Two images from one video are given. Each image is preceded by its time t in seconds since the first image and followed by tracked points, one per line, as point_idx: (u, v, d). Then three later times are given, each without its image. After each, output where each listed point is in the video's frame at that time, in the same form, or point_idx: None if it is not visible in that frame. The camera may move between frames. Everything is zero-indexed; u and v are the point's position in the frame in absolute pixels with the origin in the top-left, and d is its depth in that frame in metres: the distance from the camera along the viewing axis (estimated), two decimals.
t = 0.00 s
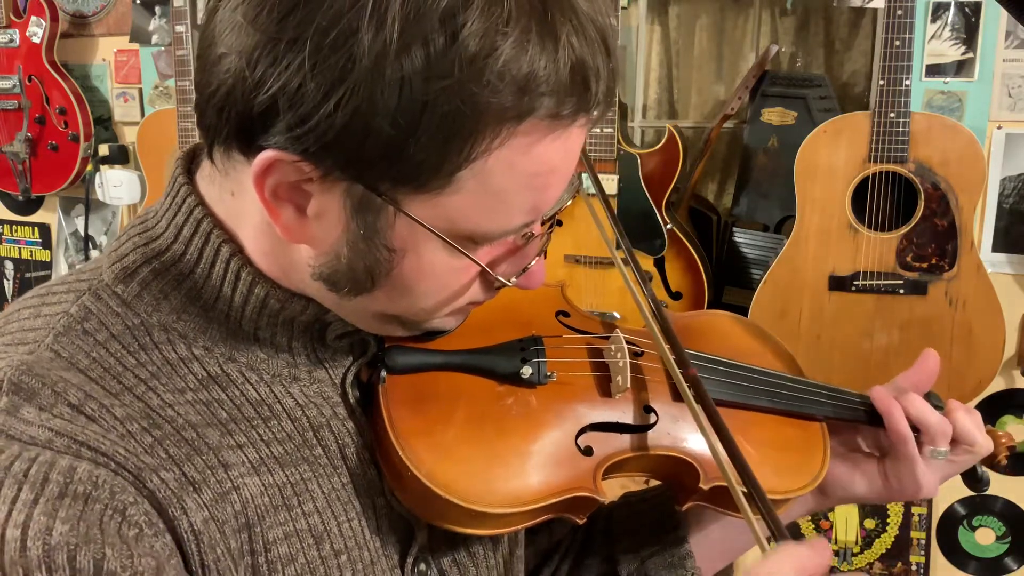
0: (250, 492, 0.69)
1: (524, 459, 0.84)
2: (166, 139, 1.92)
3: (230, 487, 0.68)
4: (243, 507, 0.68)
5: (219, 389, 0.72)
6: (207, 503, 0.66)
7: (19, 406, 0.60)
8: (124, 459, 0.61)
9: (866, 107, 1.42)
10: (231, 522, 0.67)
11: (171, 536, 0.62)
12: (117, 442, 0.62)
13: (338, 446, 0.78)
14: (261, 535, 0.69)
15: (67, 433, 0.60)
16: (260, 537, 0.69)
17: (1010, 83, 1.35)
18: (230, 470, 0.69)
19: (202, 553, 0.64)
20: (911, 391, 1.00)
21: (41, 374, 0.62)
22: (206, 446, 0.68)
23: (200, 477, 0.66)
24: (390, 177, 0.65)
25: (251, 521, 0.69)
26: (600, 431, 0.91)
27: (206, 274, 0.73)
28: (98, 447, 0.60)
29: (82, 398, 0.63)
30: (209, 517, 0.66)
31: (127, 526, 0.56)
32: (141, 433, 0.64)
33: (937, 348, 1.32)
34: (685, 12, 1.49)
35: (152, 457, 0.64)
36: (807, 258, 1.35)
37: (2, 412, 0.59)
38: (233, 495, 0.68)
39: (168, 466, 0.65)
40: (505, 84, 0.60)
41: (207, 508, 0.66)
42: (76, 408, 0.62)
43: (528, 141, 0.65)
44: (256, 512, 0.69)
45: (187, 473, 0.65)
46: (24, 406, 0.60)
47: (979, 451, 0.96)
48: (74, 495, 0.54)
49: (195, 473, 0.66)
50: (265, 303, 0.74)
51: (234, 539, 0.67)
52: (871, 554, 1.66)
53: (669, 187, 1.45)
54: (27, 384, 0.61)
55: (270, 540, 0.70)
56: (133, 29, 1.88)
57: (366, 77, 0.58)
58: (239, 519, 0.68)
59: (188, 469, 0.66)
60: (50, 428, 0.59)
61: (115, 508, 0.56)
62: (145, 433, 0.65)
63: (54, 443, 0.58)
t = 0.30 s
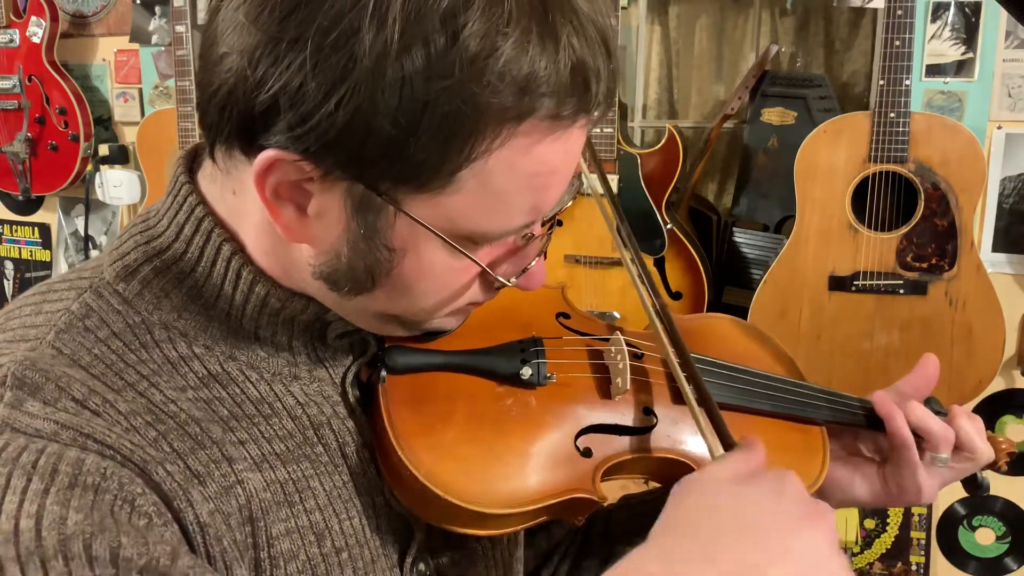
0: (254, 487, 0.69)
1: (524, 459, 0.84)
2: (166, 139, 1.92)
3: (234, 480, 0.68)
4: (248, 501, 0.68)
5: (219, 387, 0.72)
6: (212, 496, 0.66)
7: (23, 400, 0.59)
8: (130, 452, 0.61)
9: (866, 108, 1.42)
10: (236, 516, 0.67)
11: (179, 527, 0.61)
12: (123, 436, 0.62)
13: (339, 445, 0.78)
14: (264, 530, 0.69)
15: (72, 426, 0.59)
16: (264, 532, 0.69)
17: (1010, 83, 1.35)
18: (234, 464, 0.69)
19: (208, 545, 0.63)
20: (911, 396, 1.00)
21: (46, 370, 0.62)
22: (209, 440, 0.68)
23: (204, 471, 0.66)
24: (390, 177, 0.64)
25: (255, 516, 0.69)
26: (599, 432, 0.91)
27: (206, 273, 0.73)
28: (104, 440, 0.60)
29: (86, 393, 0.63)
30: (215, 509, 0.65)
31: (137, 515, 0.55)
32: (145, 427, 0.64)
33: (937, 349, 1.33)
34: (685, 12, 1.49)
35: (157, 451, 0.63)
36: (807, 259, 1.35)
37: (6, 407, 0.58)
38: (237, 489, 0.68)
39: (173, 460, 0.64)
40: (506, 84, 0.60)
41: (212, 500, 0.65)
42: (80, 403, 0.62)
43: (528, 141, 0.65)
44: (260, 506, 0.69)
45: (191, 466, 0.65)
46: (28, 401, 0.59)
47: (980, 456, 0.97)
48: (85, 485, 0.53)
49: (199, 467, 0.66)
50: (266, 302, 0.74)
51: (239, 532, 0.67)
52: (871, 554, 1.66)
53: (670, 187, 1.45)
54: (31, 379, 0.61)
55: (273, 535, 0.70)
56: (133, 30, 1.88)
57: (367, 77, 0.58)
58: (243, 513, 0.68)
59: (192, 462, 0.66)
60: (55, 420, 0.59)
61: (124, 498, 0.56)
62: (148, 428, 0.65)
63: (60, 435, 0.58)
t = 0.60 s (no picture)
0: (248, 489, 0.69)
1: (526, 456, 0.84)
2: (166, 139, 1.92)
3: (227, 485, 0.68)
4: (240, 505, 0.68)
5: (221, 384, 0.72)
6: (203, 502, 0.65)
7: (19, 400, 0.60)
8: (121, 458, 0.61)
9: (866, 107, 1.42)
10: (227, 521, 0.67)
11: (166, 538, 0.61)
12: (115, 441, 0.62)
13: (339, 443, 0.78)
14: (258, 533, 0.69)
15: (65, 430, 0.60)
16: (257, 535, 0.69)
17: (1010, 83, 1.35)
18: (227, 469, 0.68)
19: (196, 555, 0.64)
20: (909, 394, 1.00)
21: (44, 369, 0.63)
22: (205, 444, 0.68)
23: (198, 476, 0.66)
24: (393, 173, 0.64)
25: (248, 519, 0.69)
26: (600, 430, 0.90)
27: (210, 270, 0.72)
28: (96, 445, 0.60)
29: (83, 394, 0.63)
30: (204, 515, 0.65)
31: (118, 528, 0.56)
32: (141, 430, 0.64)
33: (938, 348, 1.33)
34: (685, 12, 1.49)
35: (150, 456, 0.64)
36: (807, 258, 1.35)
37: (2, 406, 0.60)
38: (230, 493, 0.68)
39: (166, 465, 0.64)
40: (507, 80, 0.60)
41: (203, 506, 0.65)
42: (77, 404, 0.62)
43: (529, 137, 0.65)
44: (253, 509, 0.69)
45: (184, 471, 0.65)
46: (25, 400, 0.61)
47: (975, 452, 0.96)
48: (67, 496, 0.55)
49: (193, 472, 0.66)
50: (270, 298, 0.74)
51: (229, 538, 0.67)
52: (871, 554, 1.66)
53: (670, 187, 1.45)
54: (29, 378, 0.62)
55: (267, 537, 0.70)
56: (133, 30, 1.88)
57: (370, 74, 0.58)
58: (235, 518, 0.68)
59: (185, 467, 0.66)
60: (49, 424, 0.60)
61: (108, 509, 0.56)
62: (144, 431, 0.65)
63: (51, 439, 0.58)
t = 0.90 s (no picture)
0: (239, 491, 0.69)
1: (523, 456, 0.84)
2: (167, 139, 1.92)
3: (219, 488, 0.68)
4: (231, 507, 0.68)
5: (217, 384, 0.72)
6: (194, 505, 0.66)
7: (12, 400, 0.60)
8: (111, 461, 0.61)
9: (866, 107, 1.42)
10: (218, 524, 0.67)
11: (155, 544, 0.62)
12: (107, 443, 0.62)
13: (335, 443, 0.78)
14: (249, 534, 0.69)
15: (57, 432, 0.60)
16: (249, 537, 0.69)
17: (1010, 83, 1.35)
18: (219, 471, 0.68)
19: (185, 559, 0.64)
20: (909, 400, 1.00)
21: (38, 369, 0.63)
22: (197, 446, 0.68)
23: (189, 478, 0.66)
24: (388, 171, 0.65)
25: (239, 521, 0.69)
26: (598, 431, 0.91)
27: (207, 269, 0.72)
28: (87, 448, 0.60)
29: (76, 394, 0.63)
30: (195, 519, 0.65)
31: (103, 533, 0.55)
32: (133, 432, 0.64)
33: (938, 349, 1.33)
34: (685, 12, 1.49)
35: (141, 458, 0.64)
36: (807, 258, 1.35)
37: None
38: (221, 496, 0.68)
39: (158, 467, 0.64)
40: (501, 78, 0.60)
41: (193, 509, 0.65)
42: (70, 404, 0.62)
43: (524, 134, 0.65)
44: (244, 511, 0.69)
45: (176, 473, 0.65)
46: (18, 400, 0.60)
47: (977, 459, 0.96)
48: (53, 499, 0.54)
49: (184, 474, 0.66)
50: (267, 297, 0.73)
51: (219, 541, 0.67)
52: (870, 555, 1.67)
53: (670, 187, 1.45)
54: (22, 378, 0.62)
55: (259, 539, 0.70)
56: (133, 30, 1.88)
57: (364, 71, 0.58)
58: (226, 520, 0.68)
59: (177, 469, 0.66)
60: (41, 425, 0.60)
61: (95, 513, 0.56)
62: (137, 432, 0.65)
63: (43, 440, 0.58)
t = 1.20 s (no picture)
0: (239, 494, 0.69)
1: (521, 458, 0.84)
2: (167, 139, 1.91)
3: (217, 490, 0.68)
4: (230, 510, 0.68)
5: (212, 386, 0.72)
6: (193, 508, 0.66)
7: (8, 404, 0.61)
8: (110, 466, 0.61)
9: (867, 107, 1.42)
10: (217, 526, 0.67)
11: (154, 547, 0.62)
12: (104, 447, 0.62)
13: (332, 445, 0.78)
14: (249, 537, 0.69)
15: (54, 437, 0.60)
16: (248, 540, 0.69)
17: (1010, 83, 1.35)
18: (217, 473, 0.68)
19: (185, 561, 0.64)
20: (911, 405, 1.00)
21: (33, 373, 0.63)
22: (193, 449, 0.68)
23: (187, 481, 0.66)
24: (384, 168, 0.65)
25: (238, 524, 0.69)
26: (597, 434, 0.90)
27: (202, 271, 0.72)
28: (83, 452, 0.60)
29: (72, 398, 0.63)
30: (193, 522, 0.65)
31: (104, 539, 0.56)
32: (130, 435, 0.64)
33: (939, 349, 1.32)
34: (685, 11, 1.49)
35: (139, 461, 0.64)
36: (807, 258, 1.35)
37: None
38: (219, 499, 0.68)
39: (155, 470, 0.65)
40: (497, 73, 0.60)
41: (192, 513, 0.65)
42: (66, 408, 0.62)
43: (520, 131, 0.65)
44: (243, 514, 0.69)
45: (174, 476, 0.66)
46: (13, 404, 0.61)
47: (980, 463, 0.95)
48: (54, 504, 0.55)
49: (183, 478, 0.66)
50: (263, 298, 0.73)
51: (219, 544, 0.67)
52: (870, 554, 1.67)
53: (670, 187, 1.45)
54: (18, 382, 0.62)
55: (258, 542, 0.70)
56: (133, 30, 1.87)
57: (358, 68, 0.58)
58: (225, 523, 0.68)
59: (174, 473, 0.66)
60: (38, 430, 0.60)
61: (95, 519, 0.57)
62: (133, 436, 0.65)
63: (40, 445, 0.59)
